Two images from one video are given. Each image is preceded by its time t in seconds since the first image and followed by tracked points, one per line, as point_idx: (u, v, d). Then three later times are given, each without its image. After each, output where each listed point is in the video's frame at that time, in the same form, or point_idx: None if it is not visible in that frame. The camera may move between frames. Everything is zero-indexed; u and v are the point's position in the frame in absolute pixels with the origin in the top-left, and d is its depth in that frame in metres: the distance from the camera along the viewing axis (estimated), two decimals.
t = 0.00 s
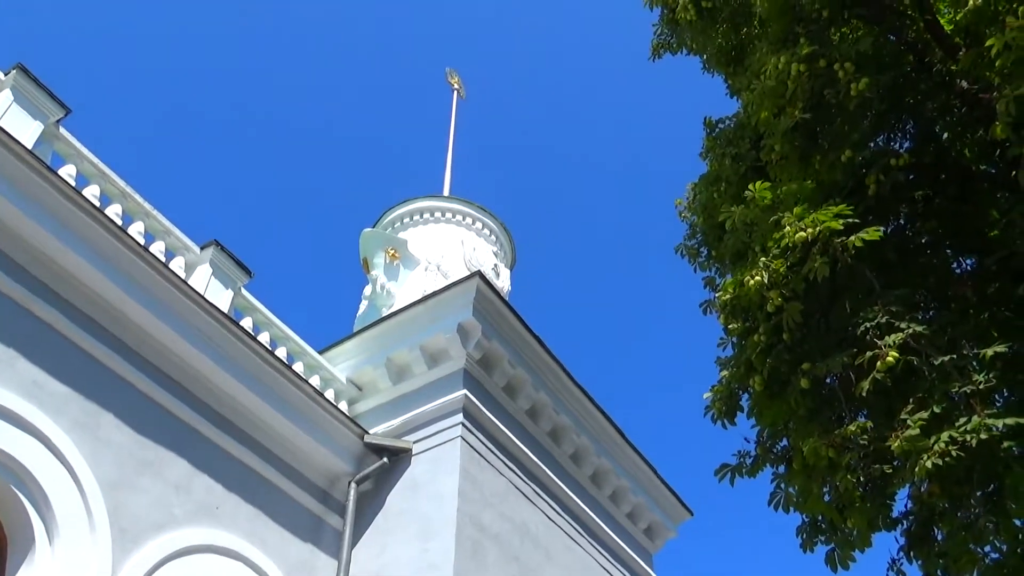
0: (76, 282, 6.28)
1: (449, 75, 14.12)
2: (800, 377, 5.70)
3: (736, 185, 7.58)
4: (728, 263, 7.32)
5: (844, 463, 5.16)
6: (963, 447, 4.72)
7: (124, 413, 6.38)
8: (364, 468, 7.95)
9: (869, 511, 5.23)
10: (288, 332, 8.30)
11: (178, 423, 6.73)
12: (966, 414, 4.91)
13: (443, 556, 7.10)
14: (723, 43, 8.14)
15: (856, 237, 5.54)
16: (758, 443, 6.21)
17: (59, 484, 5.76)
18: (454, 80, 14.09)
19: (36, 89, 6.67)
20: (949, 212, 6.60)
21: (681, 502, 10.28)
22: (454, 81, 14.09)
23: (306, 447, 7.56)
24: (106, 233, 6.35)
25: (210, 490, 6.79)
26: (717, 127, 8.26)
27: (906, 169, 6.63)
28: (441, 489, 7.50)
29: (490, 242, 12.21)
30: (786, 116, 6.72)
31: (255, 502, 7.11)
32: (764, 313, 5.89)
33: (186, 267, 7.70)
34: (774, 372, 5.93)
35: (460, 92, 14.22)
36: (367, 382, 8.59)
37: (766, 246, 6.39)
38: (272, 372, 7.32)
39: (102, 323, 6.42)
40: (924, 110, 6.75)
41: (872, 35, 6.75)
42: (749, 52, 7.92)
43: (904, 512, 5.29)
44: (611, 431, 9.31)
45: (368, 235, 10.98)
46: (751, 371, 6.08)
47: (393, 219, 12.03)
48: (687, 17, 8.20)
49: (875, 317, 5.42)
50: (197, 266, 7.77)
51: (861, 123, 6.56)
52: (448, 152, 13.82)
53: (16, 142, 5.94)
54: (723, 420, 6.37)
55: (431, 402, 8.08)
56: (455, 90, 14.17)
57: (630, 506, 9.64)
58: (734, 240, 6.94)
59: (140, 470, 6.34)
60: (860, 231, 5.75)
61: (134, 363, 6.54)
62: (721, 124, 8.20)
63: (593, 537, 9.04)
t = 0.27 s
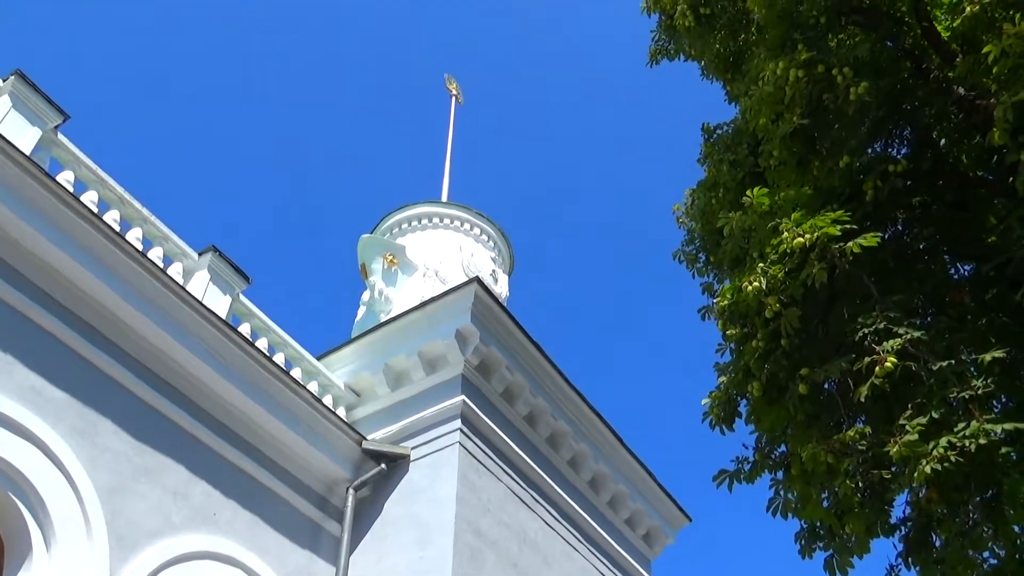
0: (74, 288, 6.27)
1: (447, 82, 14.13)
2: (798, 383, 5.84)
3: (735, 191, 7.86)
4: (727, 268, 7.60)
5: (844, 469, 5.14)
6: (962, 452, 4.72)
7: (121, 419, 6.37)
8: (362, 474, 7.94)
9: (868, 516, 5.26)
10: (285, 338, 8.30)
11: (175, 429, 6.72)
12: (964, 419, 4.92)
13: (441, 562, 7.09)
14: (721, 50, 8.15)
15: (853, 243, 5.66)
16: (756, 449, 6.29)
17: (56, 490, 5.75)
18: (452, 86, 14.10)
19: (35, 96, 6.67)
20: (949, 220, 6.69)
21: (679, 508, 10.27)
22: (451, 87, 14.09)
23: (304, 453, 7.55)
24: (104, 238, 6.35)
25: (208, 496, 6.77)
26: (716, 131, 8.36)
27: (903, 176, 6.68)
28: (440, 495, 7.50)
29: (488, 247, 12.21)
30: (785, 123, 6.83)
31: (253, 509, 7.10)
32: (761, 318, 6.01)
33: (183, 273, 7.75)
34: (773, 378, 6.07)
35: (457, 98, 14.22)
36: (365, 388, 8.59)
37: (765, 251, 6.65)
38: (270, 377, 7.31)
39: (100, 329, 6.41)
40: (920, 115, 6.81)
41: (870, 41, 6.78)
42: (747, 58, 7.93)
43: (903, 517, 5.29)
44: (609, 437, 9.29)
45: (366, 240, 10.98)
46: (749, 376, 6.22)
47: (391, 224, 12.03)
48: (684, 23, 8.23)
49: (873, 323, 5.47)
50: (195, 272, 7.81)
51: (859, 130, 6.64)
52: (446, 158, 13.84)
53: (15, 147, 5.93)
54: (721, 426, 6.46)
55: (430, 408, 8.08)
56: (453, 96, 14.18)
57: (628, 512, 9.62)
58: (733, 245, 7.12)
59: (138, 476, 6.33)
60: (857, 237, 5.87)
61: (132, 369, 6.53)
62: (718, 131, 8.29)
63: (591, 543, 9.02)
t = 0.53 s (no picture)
0: (73, 291, 6.27)
1: (446, 85, 14.13)
2: (797, 386, 5.91)
3: (734, 194, 7.89)
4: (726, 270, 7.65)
5: (844, 471, 5.18)
6: (961, 454, 4.75)
7: (121, 423, 6.36)
8: (361, 477, 7.94)
9: (868, 519, 5.27)
10: (284, 341, 8.30)
11: (175, 432, 6.72)
12: (964, 421, 4.96)
13: (441, 565, 7.09)
14: (720, 53, 8.16)
15: (853, 245, 5.77)
16: (756, 452, 6.35)
17: (55, 494, 5.75)
18: (451, 89, 14.10)
19: (34, 99, 6.68)
20: (948, 222, 6.72)
21: (678, 511, 10.26)
22: (450, 90, 14.09)
23: (304, 456, 7.55)
24: (103, 241, 6.35)
25: (207, 499, 6.77)
26: (715, 134, 8.34)
27: (903, 178, 6.69)
28: (439, 497, 7.50)
29: (488, 250, 12.20)
30: (784, 125, 6.86)
31: (252, 512, 7.09)
32: (761, 320, 6.07)
33: (183, 276, 7.76)
34: (772, 380, 6.12)
35: (457, 101, 14.22)
36: (365, 391, 8.58)
37: (763, 253, 6.72)
38: (269, 380, 7.31)
39: (100, 332, 6.41)
40: (919, 117, 6.85)
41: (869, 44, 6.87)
42: (745, 61, 7.94)
43: (902, 520, 5.30)
44: (608, 439, 9.28)
45: (365, 243, 10.98)
46: (748, 379, 6.30)
47: (390, 227, 12.02)
48: (683, 26, 8.24)
49: (872, 325, 5.52)
50: (194, 275, 7.83)
51: (857, 132, 6.72)
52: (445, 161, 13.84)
53: (14, 151, 5.93)
54: (720, 428, 6.47)
55: (428, 411, 8.09)
56: (452, 99, 14.19)
57: (627, 515, 9.62)
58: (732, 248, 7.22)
59: (137, 479, 6.32)
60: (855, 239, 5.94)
61: (131, 373, 6.53)
62: (717, 134, 8.29)
63: (590, 546, 9.02)
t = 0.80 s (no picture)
0: (73, 290, 6.27)
1: (446, 84, 14.12)
2: (796, 386, 5.98)
3: (733, 194, 7.91)
4: (726, 271, 7.68)
5: (842, 471, 5.20)
6: (961, 454, 4.76)
7: (120, 422, 6.37)
8: (360, 476, 7.95)
9: (866, 519, 5.30)
10: (283, 340, 8.30)
11: (174, 432, 6.72)
12: (963, 421, 5.04)
13: (440, 564, 7.10)
14: (720, 53, 8.16)
15: (852, 246, 5.82)
16: (755, 452, 6.45)
17: (54, 493, 5.75)
18: (451, 89, 14.09)
19: (33, 98, 6.67)
20: (946, 222, 6.70)
21: (677, 511, 10.27)
22: (450, 89, 14.10)
23: (303, 455, 7.55)
24: (103, 240, 6.35)
25: (206, 499, 6.77)
26: (714, 135, 8.35)
27: (903, 179, 6.72)
28: (438, 497, 7.51)
29: (487, 250, 12.21)
30: (784, 126, 6.88)
31: (251, 511, 7.10)
32: (760, 321, 6.12)
33: (182, 275, 7.77)
34: (771, 381, 6.17)
35: (456, 100, 14.22)
36: (364, 390, 8.58)
37: (762, 254, 6.73)
38: (268, 380, 7.32)
39: (99, 331, 6.41)
40: (919, 119, 6.91)
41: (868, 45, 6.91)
42: (745, 62, 7.95)
43: (901, 520, 5.31)
44: (607, 440, 9.28)
45: (365, 242, 10.98)
46: (747, 379, 6.36)
47: (389, 227, 12.02)
48: (683, 27, 8.25)
49: (872, 326, 5.58)
50: (193, 274, 7.84)
51: (857, 133, 6.79)
52: (444, 160, 13.85)
53: (13, 150, 5.93)
54: (719, 428, 6.54)
55: (427, 410, 8.09)
56: (451, 99, 14.19)
57: (626, 515, 9.62)
58: (731, 250, 7.29)
59: (136, 479, 6.33)
60: (854, 241, 6.04)
61: (131, 372, 6.53)
62: (716, 134, 8.30)
63: (589, 546, 9.02)
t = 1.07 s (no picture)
0: (71, 295, 6.27)
1: (445, 89, 14.14)
2: (793, 392, 6.07)
3: (732, 200, 7.91)
4: (723, 277, 7.70)
5: (839, 478, 5.25)
6: (957, 461, 4.77)
7: (118, 426, 6.36)
8: (358, 481, 7.94)
9: (864, 526, 5.29)
10: (281, 344, 8.27)
11: (171, 436, 6.71)
12: (959, 428, 5.11)
13: (437, 570, 7.09)
14: (718, 59, 8.18)
15: (849, 252, 5.89)
16: (752, 458, 6.46)
17: (51, 498, 5.74)
18: (450, 94, 14.11)
19: (33, 102, 6.68)
20: (944, 229, 6.73)
21: (675, 517, 10.26)
22: (449, 94, 14.12)
23: (300, 460, 7.54)
24: (101, 245, 6.35)
25: (203, 504, 6.76)
26: (712, 141, 8.36)
27: (899, 186, 6.72)
28: (436, 502, 7.51)
29: (485, 255, 12.21)
30: (782, 132, 6.89)
31: (248, 516, 7.09)
32: (758, 327, 6.22)
33: (180, 279, 7.76)
34: (768, 387, 6.24)
35: (455, 106, 14.23)
36: (361, 395, 8.59)
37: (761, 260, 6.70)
38: (266, 384, 7.31)
39: (96, 335, 6.40)
40: (916, 125, 6.92)
41: (866, 52, 6.92)
42: (744, 68, 7.96)
43: (900, 527, 5.31)
44: (605, 446, 9.27)
45: (363, 247, 10.99)
46: (745, 385, 6.43)
47: (388, 232, 12.03)
48: (681, 33, 8.27)
49: (870, 332, 5.68)
50: (191, 278, 7.83)
51: (855, 139, 6.78)
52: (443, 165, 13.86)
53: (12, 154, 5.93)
54: (717, 434, 6.66)
55: (426, 415, 8.08)
56: (450, 103, 14.21)
57: (624, 521, 9.60)
58: (729, 255, 7.31)
59: (134, 483, 6.32)
60: (852, 247, 6.11)
61: (129, 377, 6.52)
62: (715, 140, 8.32)
63: (586, 552, 9.01)
